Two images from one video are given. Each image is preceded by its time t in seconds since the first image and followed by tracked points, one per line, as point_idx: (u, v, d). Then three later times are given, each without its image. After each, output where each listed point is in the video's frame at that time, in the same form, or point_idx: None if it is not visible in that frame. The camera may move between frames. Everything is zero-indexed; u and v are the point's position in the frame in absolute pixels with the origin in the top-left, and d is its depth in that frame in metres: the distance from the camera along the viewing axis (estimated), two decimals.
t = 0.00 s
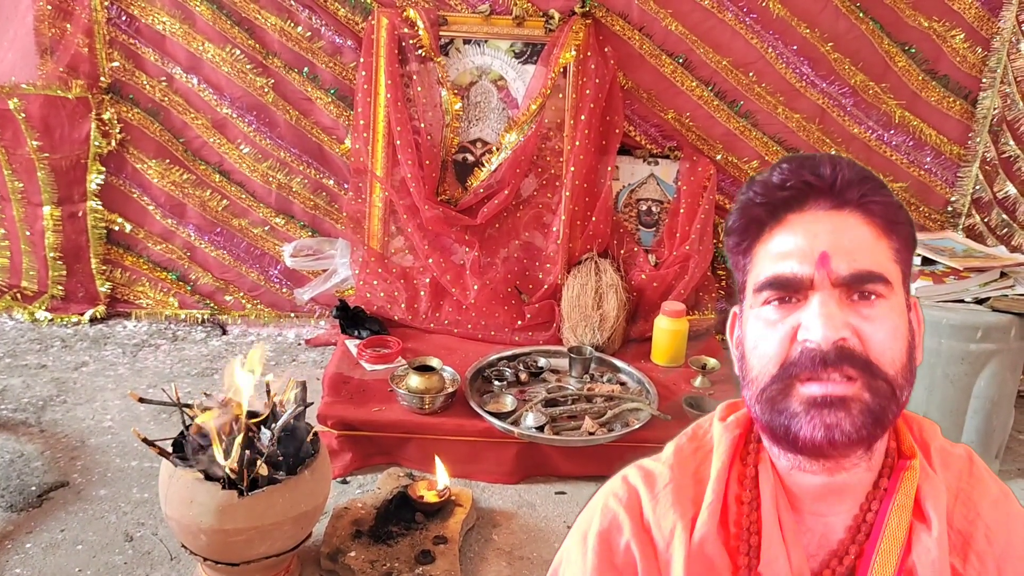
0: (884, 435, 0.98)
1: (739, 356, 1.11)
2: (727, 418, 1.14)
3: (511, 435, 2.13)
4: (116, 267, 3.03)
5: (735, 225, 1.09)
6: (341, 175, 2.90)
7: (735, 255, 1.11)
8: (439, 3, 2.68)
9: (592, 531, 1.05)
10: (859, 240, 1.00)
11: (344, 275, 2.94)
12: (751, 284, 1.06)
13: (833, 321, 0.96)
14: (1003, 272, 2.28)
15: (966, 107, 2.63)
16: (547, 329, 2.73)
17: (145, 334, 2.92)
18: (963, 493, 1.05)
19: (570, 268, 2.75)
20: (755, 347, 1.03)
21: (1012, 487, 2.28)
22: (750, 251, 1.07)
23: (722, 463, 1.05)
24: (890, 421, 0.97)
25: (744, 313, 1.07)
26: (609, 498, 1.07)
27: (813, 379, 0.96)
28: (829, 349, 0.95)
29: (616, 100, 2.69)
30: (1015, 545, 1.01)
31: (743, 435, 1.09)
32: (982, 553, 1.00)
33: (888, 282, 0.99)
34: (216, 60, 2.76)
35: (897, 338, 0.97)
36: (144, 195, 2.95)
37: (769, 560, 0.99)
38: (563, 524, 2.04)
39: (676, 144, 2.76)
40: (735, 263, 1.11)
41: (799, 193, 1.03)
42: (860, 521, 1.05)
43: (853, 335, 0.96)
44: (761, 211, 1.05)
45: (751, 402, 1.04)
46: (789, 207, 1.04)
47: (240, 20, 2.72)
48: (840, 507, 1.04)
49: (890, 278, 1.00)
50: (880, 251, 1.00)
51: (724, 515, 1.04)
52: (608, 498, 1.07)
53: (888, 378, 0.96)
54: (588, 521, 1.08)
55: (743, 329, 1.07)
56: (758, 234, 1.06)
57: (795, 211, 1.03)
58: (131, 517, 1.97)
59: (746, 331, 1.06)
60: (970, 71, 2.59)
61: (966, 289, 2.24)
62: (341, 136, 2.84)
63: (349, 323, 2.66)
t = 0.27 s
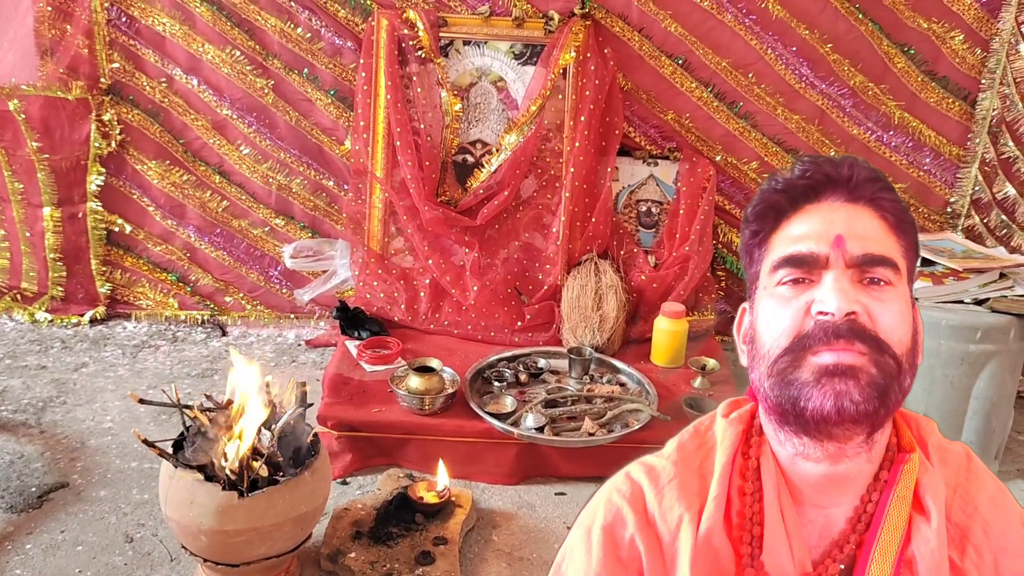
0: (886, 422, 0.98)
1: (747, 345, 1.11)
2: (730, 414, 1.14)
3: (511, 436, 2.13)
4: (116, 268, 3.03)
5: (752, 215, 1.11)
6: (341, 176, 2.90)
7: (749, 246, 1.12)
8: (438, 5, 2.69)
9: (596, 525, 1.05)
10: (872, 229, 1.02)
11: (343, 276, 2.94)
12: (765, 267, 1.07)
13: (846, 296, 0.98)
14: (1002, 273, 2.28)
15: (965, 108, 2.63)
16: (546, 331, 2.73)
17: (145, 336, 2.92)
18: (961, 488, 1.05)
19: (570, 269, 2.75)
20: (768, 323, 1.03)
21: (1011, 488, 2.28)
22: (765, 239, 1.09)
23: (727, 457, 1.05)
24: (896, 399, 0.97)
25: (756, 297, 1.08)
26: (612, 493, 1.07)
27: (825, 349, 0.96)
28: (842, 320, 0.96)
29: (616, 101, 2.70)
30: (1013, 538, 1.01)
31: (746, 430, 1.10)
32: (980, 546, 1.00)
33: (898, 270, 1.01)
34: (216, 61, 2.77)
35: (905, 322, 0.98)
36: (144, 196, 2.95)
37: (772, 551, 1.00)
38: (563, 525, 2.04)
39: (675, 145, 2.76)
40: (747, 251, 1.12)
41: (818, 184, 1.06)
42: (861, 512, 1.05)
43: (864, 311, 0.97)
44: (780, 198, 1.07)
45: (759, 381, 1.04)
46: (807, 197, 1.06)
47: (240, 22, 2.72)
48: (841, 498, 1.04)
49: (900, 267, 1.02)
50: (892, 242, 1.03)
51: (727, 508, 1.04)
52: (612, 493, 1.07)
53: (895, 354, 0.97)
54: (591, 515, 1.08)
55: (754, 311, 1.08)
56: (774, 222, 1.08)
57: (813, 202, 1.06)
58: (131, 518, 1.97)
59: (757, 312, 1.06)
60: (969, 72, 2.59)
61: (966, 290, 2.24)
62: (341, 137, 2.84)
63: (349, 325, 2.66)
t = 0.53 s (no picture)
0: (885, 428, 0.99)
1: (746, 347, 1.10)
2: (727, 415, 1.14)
3: (511, 437, 2.13)
4: (116, 268, 3.03)
5: (752, 217, 1.09)
6: (340, 177, 2.90)
7: (748, 247, 1.10)
8: (438, 5, 2.69)
9: (593, 525, 1.06)
10: (874, 236, 1.00)
11: (343, 277, 2.94)
12: (764, 273, 1.05)
13: (846, 310, 0.97)
14: (1001, 273, 2.29)
15: (965, 108, 2.63)
16: (546, 331, 2.74)
17: (144, 336, 2.92)
18: (959, 487, 1.05)
19: (570, 270, 2.75)
20: (765, 334, 1.02)
21: (1011, 488, 2.28)
22: (765, 243, 1.07)
23: (724, 458, 1.04)
24: (893, 413, 0.97)
25: (755, 303, 1.07)
26: (609, 493, 1.07)
27: (823, 366, 0.96)
28: (842, 337, 0.95)
29: (616, 102, 2.69)
30: (1010, 538, 1.01)
31: (743, 430, 1.09)
32: (977, 545, 1.00)
33: (898, 280, 1.00)
34: (216, 62, 2.76)
35: (904, 333, 0.98)
36: (144, 196, 2.95)
37: (768, 552, 1.00)
38: (563, 526, 2.04)
39: (675, 146, 2.76)
40: (745, 254, 1.11)
41: (819, 188, 1.03)
42: (859, 514, 1.05)
43: (864, 326, 0.96)
44: (780, 202, 1.05)
45: (757, 390, 1.04)
46: (809, 201, 1.04)
47: (240, 23, 2.72)
48: (839, 500, 1.04)
49: (901, 276, 1.00)
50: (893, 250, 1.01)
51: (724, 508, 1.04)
52: (608, 493, 1.07)
53: (893, 369, 0.97)
54: (587, 515, 1.09)
55: (751, 317, 1.07)
56: (775, 225, 1.06)
57: (814, 205, 1.03)
58: (131, 519, 1.97)
59: (755, 319, 1.05)
60: (969, 72, 2.59)
61: (965, 290, 2.24)
62: (340, 138, 2.84)
63: (349, 325, 2.66)
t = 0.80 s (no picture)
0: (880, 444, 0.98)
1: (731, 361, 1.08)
2: (722, 418, 1.13)
3: (510, 437, 2.14)
4: (115, 269, 3.03)
5: (723, 236, 1.03)
6: (340, 177, 2.90)
7: (723, 264, 1.06)
8: (438, 5, 2.68)
9: (586, 526, 1.06)
10: (852, 255, 0.95)
11: (343, 277, 2.94)
12: (740, 299, 1.02)
13: (825, 346, 0.94)
14: (1000, 274, 2.29)
15: (964, 109, 2.63)
16: (546, 332, 2.74)
17: (144, 337, 2.92)
18: (959, 493, 1.05)
19: (570, 270, 2.75)
20: (747, 365, 1.01)
21: (1010, 489, 2.28)
22: (739, 264, 1.03)
23: (717, 463, 1.04)
24: (886, 434, 0.97)
25: (734, 325, 1.04)
26: (604, 495, 1.08)
27: (804, 403, 0.95)
28: (821, 376, 0.94)
29: (615, 102, 2.69)
30: (1010, 544, 1.01)
31: (737, 436, 1.08)
32: (977, 552, 1.00)
33: (880, 299, 0.95)
34: (216, 62, 2.76)
35: (890, 355, 0.95)
36: (143, 197, 2.95)
37: (764, 563, 1.00)
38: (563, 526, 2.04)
39: (675, 146, 2.75)
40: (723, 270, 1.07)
41: (788, 208, 0.97)
42: (857, 525, 1.05)
43: (845, 359, 0.94)
44: (749, 227, 1.00)
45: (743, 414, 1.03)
46: (778, 220, 0.98)
47: (239, 23, 2.72)
48: (836, 510, 1.04)
49: (884, 293, 0.96)
50: (874, 265, 0.96)
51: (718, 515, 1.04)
52: (603, 494, 1.08)
53: (880, 396, 0.95)
54: (582, 516, 1.09)
55: (733, 339, 1.04)
56: (747, 246, 1.01)
57: (784, 224, 0.98)
58: (130, 519, 1.97)
59: (736, 344, 1.03)
60: (969, 73, 2.59)
61: (965, 290, 2.24)
62: (340, 138, 2.84)
63: (348, 325, 2.66)
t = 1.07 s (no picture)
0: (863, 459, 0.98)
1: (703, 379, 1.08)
2: (703, 428, 1.12)
3: (510, 437, 2.13)
4: (115, 269, 3.02)
5: (681, 256, 1.03)
6: (340, 177, 2.89)
7: (687, 282, 1.05)
8: (438, 5, 2.68)
9: (567, 549, 1.06)
10: (815, 269, 0.94)
11: (343, 277, 2.94)
12: (706, 321, 1.01)
13: (793, 369, 0.94)
14: (1000, 274, 2.29)
15: (964, 109, 2.63)
16: (546, 332, 2.74)
17: (143, 337, 2.92)
18: (955, 499, 1.05)
19: (570, 270, 2.75)
20: (717, 390, 1.00)
21: (1010, 489, 2.28)
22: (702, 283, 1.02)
23: (697, 482, 1.03)
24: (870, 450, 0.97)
25: (702, 347, 1.04)
26: (586, 514, 1.07)
27: (778, 430, 0.95)
28: (793, 401, 0.93)
29: (615, 103, 2.69)
30: (1007, 550, 1.01)
31: (717, 450, 1.07)
32: (974, 562, 1.00)
33: (849, 311, 0.94)
34: (215, 62, 2.76)
35: (864, 369, 0.95)
36: (143, 197, 2.95)
37: None
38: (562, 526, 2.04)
39: (675, 146, 2.75)
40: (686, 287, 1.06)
41: (745, 222, 0.96)
42: (846, 539, 1.04)
43: (816, 380, 0.93)
44: (706, 245, 0.99)
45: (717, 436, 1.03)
46: (736, 236, 0.97)
47: (239, 22, 2.72)
48: (824, 524, 1.04)
49: (851, 304, 0.95)
50: (839, 276, 0.95)
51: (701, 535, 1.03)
52: (585, 514, 1.08)
53: (860, 415, 0.95)
54: (564, 536, 1.09)
55: (701, 360, 1.04)
56: (706, 264, 1.00)
57: (742, 240, 0.97)
58: (129, 520, 1.97)
59: (705, 367, 1.03)
60: (968, 73, 2.59)
61: (965, 290, 2.24)
62: (339, 138, 2.83)
63: (348, 325, 2.66)
